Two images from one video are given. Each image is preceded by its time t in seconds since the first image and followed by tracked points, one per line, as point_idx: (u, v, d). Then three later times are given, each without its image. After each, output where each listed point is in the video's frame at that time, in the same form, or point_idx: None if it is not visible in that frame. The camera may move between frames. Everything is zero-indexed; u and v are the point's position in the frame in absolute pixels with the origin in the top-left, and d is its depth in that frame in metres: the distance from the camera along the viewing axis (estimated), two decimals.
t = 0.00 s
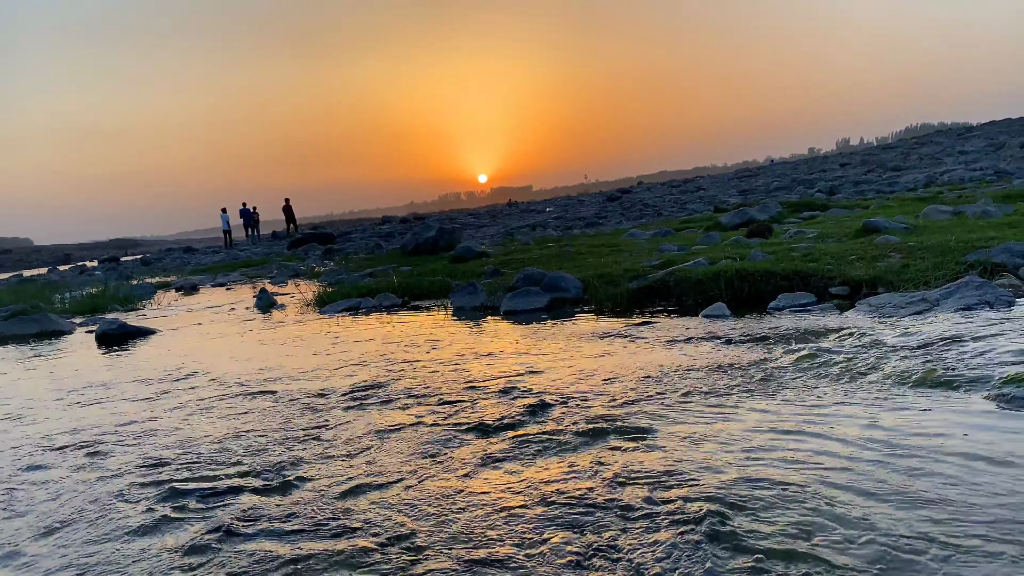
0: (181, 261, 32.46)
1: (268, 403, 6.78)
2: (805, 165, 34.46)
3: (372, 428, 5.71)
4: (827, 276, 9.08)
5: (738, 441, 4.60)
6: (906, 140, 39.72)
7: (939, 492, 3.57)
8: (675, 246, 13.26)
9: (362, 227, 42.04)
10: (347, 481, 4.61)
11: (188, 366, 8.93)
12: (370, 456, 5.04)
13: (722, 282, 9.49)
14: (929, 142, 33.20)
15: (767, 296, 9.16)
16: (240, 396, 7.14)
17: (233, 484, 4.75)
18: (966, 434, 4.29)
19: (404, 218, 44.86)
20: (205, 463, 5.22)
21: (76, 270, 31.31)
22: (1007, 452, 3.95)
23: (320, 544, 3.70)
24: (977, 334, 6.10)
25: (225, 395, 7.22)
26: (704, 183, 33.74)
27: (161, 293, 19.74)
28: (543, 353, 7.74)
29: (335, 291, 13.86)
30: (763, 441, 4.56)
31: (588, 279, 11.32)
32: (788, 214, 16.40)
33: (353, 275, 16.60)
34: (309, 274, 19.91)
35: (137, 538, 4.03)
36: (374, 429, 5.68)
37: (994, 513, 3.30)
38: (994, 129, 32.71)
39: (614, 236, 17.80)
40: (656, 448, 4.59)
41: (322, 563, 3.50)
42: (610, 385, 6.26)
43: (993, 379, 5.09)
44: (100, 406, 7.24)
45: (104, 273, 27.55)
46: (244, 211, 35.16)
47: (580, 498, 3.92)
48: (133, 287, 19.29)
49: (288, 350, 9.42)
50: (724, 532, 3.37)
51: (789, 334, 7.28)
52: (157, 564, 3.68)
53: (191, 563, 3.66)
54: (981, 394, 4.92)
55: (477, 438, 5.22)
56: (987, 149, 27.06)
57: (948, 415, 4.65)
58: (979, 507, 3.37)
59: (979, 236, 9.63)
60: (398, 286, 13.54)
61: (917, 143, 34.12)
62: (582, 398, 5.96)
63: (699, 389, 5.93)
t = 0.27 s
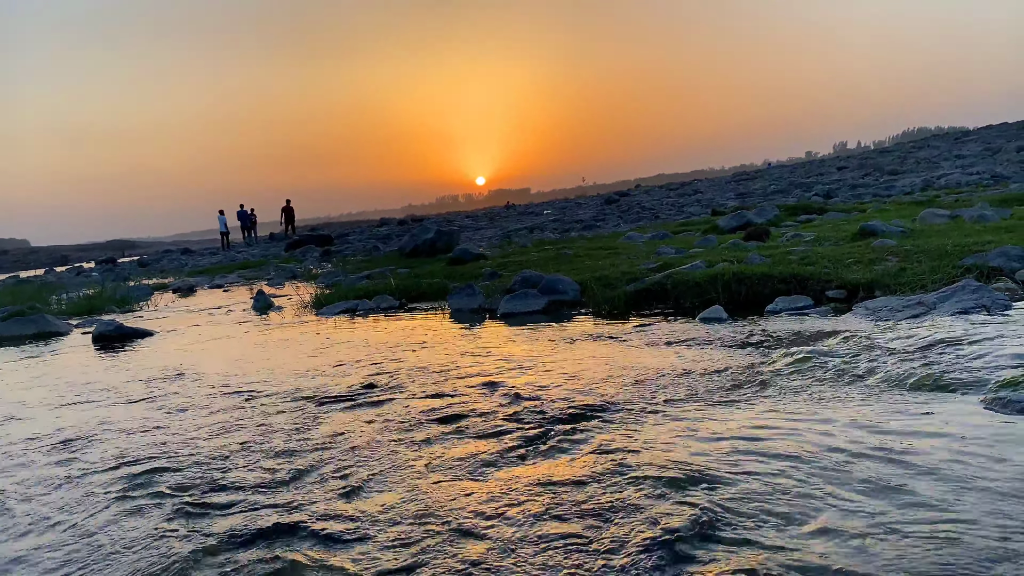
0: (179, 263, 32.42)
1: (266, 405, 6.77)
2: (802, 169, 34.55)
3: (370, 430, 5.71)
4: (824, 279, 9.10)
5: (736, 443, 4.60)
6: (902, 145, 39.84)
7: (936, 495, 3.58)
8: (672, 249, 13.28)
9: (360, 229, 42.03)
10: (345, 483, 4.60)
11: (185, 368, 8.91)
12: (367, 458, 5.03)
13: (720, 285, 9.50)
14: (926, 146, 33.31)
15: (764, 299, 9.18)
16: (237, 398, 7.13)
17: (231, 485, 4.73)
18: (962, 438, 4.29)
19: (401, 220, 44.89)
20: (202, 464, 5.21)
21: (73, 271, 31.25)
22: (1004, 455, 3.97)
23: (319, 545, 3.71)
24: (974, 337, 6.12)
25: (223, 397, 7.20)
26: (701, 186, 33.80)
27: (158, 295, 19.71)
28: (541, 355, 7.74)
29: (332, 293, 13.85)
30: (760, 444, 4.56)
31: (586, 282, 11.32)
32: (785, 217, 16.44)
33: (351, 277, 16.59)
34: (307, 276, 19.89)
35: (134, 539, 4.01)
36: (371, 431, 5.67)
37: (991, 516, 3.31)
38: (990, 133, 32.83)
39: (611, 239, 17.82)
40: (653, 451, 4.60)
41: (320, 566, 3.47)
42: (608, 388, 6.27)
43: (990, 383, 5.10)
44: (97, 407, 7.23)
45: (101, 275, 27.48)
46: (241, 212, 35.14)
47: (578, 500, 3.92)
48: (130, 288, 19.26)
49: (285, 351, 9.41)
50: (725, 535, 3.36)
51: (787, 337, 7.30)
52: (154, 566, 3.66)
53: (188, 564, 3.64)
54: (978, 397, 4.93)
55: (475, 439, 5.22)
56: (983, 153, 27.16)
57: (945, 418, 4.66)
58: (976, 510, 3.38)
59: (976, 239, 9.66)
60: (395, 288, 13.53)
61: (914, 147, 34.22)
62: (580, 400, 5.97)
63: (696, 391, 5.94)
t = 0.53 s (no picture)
0: (176, 263, 32.37)
1: (264, 404, 6.78)
2: (800, 171, 34.61)
3: (367, 430, 5.71)
4: (821, 280, 9.12)
5: (734, 443, 4.61)
6: (900, 147, 39.91)
7: (933, 495, 3.59)
8: (670, 250, 13.31)
9: (357, 230, 41.99)
10: (343, 483, 4.60)
11: (184, 367, 8.91)
12: (365, 458, 5.04)
13: (717, 286, 9.52)
14: (923, 149, 33.38)
15: (762, 300, 9.20)
16: (235, 398, 7.12)
17: (229, 485, 4.73)
18: (959, 438, 4.31)
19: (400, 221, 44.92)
20: (200, 464, 5.20)
21: (70, 271, 31.19)
22: (1000, 456, 3.98)
23: (320, 542, 3.73)
24: (970, 339, 6.14)
25: (221, 397, 7.20)
26: (699, 188, 33.84)
27: (156, 295, 19.69)
28: (539, 355, 7.76)
29: (330, 293, 13.85)
30: (758, 443, 4.58)
31: (584, 282, 11.34)
32: (783, 219, 16.47)
33: (349, 277, 16.59)
34: (305, 276, 19.87)
35: (132, 538, 4.01)
36: (369, 430, 5.68)
37: (987, 516, 3.33)
38: (988, 136, 32.91)
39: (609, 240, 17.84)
40: (651, 451, 4.60)
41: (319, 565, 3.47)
42: (606, 388, 6.27)
43: (987, 383, 5.12)
44: (96, 406, 7.23)
45: (98, 275, 27.43)
46: (239, 213, 35.14)
47: (576, 500, 3.92)
48: (128, 288, 19.25)
49: (283, 351, 9.42)
50: (724, 534, 3.37)
51: (784, 338, 7.31)
52: (152, 565, 3.65)
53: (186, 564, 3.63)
54: (974, 398, 4.95)
55: (474, 439, 5.23)
56: (980, 156, 27.24)
57: (942, 419, 4.68)
58: (973, 511, 3.40)
59: (973, 241, 9.69)
60: (394, 288, 13.54)
61: (911, 149, 34.30)
62: (578, 401, 5.97)
63: (693, 391, 5.96)
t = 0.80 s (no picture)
0: (174, 262, 32.33)
1: (261, 403, 6.76)
2: (799, 171, 34.61)
3: (364, 429, 5.69)
4: (819, 281, 9.12)
5: (731, 443, 4.60)
6: (898, 148, 39.92)
7: (930, 496, 3.57)
8: (669, 250, 13.31)
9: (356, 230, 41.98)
10: (339, 482, 4.57)
11: (181, 366, 8.89)
12: (363, 457, 5.03)
13: (715, 286, 9.51)
14: (922, 150, 33.39)
15: (760, 300, 9.19)
16: (232, 397, 7.10)
17: (224, 485, 4.70)
18: (956, 438, 4.31)
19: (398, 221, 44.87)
20: (196, 463, 5.17)
21: (68, 270, 31.15)
22: (998, 456, 3.97)
23: (317, 540, 3.73)
24: (968, 339, 6.14)
25: (217, 396, 7.17)
26: (698, 189, 33.84)
27: (154, 294, 19.67)
28: (537, 355, 7.75)
29: (329, 293, 13.84)
30: (756, 443, 4.57)
31: (582, 282, 11.34)
32: (781, 219, 16.47)
33: (347, 277, 16.57)
34: (303, 276, 19.84)
35: (126, 538, 3.98)
36: (366, 429, 5.67)
37: (983, 516, 3.33)
38: (986, 137, 32.96)
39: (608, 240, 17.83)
40: (648, 451, 4.58)
41: (315, 566, 3.44)
42: (603, 388, 6.26)
43: (984, 384, 5.12)
44: (94, 404, 7.22)
45: (96, 274, 27.39)
46: (238, 212, 35.11)
47: (574, 501, 3.90)
48: (126, 287, 19.23)
49: (281, 350, 9.40)
50: (720, 533, 3.38)
51: (782, 338, 7.30)
52: (146, 566, 3.62)
53: (180, 565, 3.60)
54: (971, 398, 4.95)
55: (471, 438, 5.22)
56: (979, 157, 27.25)
57: (939, 419, 4.68)
58: (971, 512, 3.38)
59: (971, 242, 9.69)
60: (392, 287, 13.52)
61: (910, 150, 34.33)
62: (575, 400, 5.96)
63: (691, 391, 5.95)
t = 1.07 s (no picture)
0: (173, 261, 32.29)
1: (260, 401, 6.76)
2: (798, 171, 34.61)
3: (363, 428, 5.67)
4: (819, 280, 9.12)
5: (730, 443, 4.59)
6: (898, 148, 39.94)
7: (929, 496, 3.57)
8: (668, 249, 13.31)
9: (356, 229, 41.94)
10: (337, 481, 4.55)
11: (180, 365, 8.88)
12: (361, 455, 5.02)
13: (714, 285, 9.51)
14: (922, 150, 33.39)
15: (759, 299, 9.19)
16: (231, 395, 7.08)
17: (222, 484, 4.67)
18: (955, 438, 4.31)
19: (397, 220, 44.85)
20: (195, 462, 5.15)
21: (68, 269, 31.13)
22: (996, 455, 3.97)
23: (317, 537, 3.72)
24: (967, 338, 6.14)
25: (216, 395, 7.15)
26: (697, 188, 33.84)
27: (153, 292, 19.65)
28: (536, 354, 7.74)
29: (328, 291, 13.83)
30: (755, 442, 4.57)
31: (582, 282, 11.33)
32: (781, 219, 16.48)
33: (346, 276, 16.55)
34: (302, 275, 19.82)
35: (123, 538, 3.95)
36: (365, 428, 5.66)
37: (982, 515, 3.33)
38: (985, 138, 32.97)
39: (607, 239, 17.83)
40: (647, 450, 4.57)
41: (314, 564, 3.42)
42: (603, 387, 6.25)
43: (983, 383, 5.12)
44: (92, 403, 7.21)
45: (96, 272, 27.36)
46: (237, 211, 35.09)
47: (574, 500, 3.88)
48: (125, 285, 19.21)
49: (280, 348, 9.40)
50: (719, 530, 3.38)
51: (781, 337, 7.30)
52: (143, 566, 3.59)
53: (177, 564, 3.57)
54: (970, 398, 4.95)
55: (470, 437, 5.21)
56: (978, 157, 27.26)
57: (937, 418, 4.67)
58: (970, 511, 3.38)
59: (970, 242, 9.69)
60: (391, 286, 13.52)
61: (909, 150, 34.34)
62: (575, 399, 5.94)
63: (690, 390, 5.94)
